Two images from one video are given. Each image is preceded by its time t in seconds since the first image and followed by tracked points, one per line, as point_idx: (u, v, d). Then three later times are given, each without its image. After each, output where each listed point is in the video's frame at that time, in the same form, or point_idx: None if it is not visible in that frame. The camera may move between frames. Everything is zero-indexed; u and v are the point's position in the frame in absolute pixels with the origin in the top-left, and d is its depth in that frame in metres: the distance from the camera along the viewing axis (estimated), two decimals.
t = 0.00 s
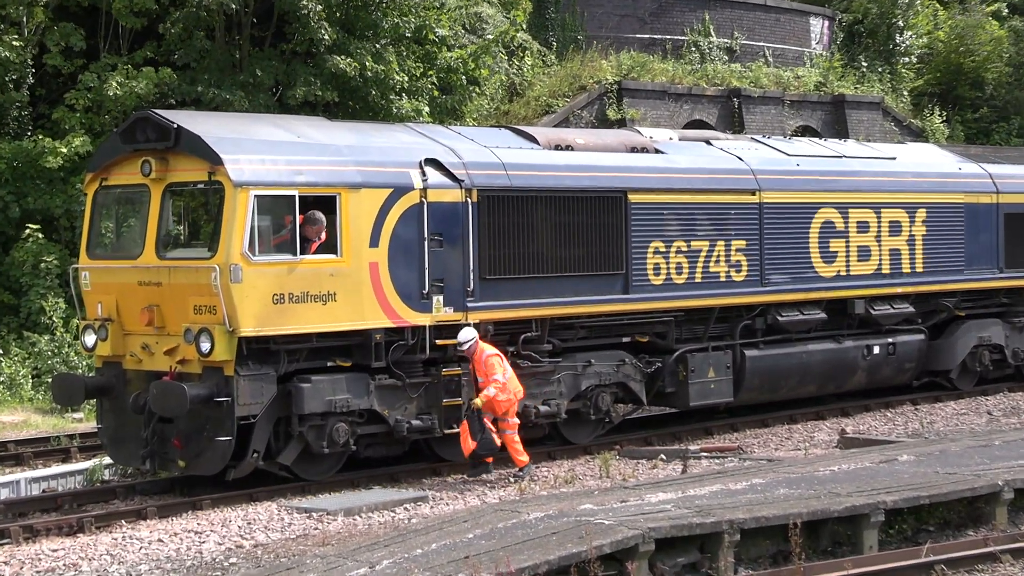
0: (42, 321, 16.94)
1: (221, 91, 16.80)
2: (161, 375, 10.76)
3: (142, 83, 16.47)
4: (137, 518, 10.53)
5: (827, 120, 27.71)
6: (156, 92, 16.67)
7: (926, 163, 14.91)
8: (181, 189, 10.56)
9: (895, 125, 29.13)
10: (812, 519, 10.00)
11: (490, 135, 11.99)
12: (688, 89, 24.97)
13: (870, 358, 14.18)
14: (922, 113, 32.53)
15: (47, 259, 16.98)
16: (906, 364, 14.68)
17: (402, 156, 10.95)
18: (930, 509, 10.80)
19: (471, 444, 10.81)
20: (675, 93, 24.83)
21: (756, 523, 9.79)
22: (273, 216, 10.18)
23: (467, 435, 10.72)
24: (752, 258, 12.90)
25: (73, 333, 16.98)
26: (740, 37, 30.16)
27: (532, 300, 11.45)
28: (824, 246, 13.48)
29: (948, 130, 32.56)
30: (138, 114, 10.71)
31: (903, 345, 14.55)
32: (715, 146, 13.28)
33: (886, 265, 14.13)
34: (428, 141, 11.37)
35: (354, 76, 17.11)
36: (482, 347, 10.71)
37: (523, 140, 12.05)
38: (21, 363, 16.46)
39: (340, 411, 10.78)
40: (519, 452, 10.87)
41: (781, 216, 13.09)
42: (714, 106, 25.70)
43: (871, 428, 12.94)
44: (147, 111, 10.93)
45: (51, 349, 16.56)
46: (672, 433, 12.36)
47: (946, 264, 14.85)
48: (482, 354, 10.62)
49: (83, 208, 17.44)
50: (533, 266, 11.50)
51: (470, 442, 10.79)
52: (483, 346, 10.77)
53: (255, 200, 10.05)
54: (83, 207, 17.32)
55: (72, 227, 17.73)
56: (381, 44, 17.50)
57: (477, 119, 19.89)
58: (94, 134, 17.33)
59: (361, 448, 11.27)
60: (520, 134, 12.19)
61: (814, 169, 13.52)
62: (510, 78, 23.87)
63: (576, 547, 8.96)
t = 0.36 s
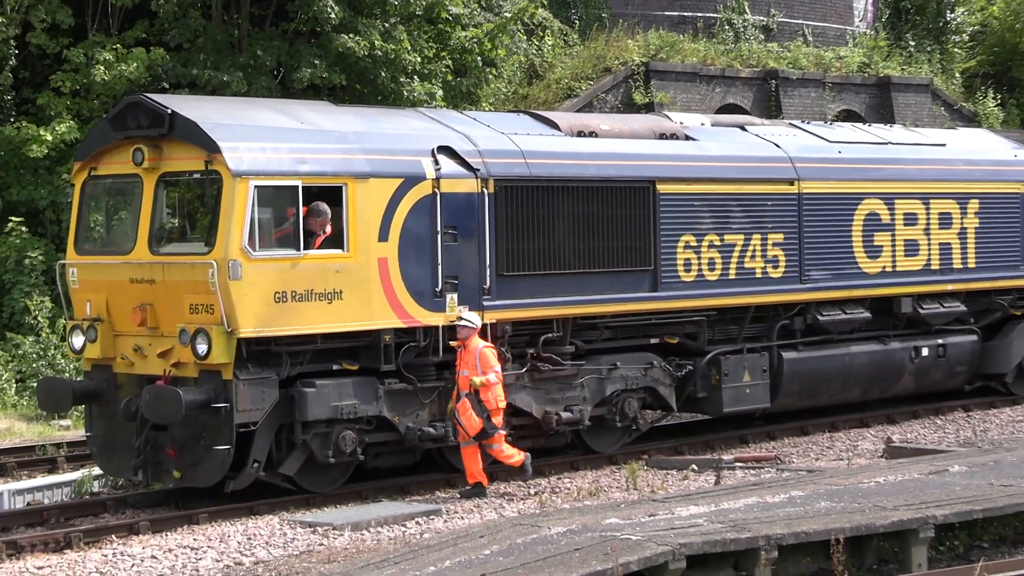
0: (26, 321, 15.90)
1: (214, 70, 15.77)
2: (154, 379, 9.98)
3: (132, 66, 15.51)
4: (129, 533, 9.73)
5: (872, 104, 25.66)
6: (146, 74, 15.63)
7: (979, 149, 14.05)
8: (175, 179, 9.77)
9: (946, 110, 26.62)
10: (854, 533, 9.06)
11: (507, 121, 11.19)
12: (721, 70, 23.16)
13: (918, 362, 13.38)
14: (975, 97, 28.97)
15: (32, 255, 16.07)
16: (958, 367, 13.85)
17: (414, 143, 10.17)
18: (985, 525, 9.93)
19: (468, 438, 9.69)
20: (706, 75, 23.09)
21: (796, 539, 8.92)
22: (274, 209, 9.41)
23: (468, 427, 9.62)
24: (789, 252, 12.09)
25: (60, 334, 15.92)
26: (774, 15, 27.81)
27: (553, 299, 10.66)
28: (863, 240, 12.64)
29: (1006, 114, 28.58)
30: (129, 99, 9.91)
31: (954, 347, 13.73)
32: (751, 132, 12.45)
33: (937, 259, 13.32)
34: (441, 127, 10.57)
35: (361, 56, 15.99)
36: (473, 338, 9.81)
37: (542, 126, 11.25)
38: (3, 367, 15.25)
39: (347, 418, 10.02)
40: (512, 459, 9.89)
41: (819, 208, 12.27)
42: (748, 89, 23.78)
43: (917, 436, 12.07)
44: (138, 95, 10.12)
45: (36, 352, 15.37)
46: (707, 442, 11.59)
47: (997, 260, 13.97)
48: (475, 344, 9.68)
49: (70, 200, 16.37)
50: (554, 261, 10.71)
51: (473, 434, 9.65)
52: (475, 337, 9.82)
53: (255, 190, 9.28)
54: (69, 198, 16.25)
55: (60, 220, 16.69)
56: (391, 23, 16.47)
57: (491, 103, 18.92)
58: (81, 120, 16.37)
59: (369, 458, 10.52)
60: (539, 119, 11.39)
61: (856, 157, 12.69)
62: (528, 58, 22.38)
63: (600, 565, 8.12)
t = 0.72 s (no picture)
0: (25, 322, 15.38)
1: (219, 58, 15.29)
2: (159, 382, 9.52)
3: (135, 56, 15.05)
4: (133, 542, 9.25)
5: (915, 88, 25.08)
6: (145, 63, 15.09)
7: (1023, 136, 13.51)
8: (181, 172, 9.29)
9: (991, 96, 26.09)
10: (894, 541, 8.44)
11: (528, 110, 10.69)
12: (754, 56, 22.53)
13: (960, 362, 12.87)
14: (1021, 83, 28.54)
15: (29, 254, 15.57)
16: (1003, 367, 13.32)
17: (431, 134, 9.68)
18: None
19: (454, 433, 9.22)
20: (737, 61, 22.49)
21: (833, 547, 8.29)
22: (283, 203, 8.92)
23: (458, 423, 9.14)
24: (825, 246, 11.58)
25: (60, 337, 15.38)
26: None
27: (577, 296, 10.17)
28: (900, 233, 12.14)
29: None
30: (131, 88, 9.41)
31: (997, 346, 13.20)
32: (785, 120, 11.95)
33: (981, 254, 12.82)
34: (459, 117, 10.08)
35: (375, 43, 15.43)
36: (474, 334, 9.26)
37: (565, 115, 10.75)
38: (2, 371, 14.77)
39: (361, 422, 9.57)
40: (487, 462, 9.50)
41: (856, 199, 11.77)
42: (782, 73, 23.26)
43: (958, 438, 11.52)
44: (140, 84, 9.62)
45: (35, 354, 14.86)
46: (739, 447, 11.13)
47: None
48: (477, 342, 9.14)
49: (70, 194, 15.80)
50: (577, 257, 10.22)
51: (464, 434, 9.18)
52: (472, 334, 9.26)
53: (264, 184, 8.80)
54: (68, 193, 15.73)
55: (60, 216, 16.13)
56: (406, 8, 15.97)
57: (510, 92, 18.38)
58: (81, 111, 15.86)
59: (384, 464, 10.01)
60: (560, 107, 10.89)
61: (897, 147, 12.19)
62: (550, 43, 21.84)
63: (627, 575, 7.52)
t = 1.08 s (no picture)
0: (41, 321, 15.39)
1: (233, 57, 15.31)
2: (175, 381, 9.52)
3: (150, 54, 15.07)
4: (148, 541, 9.24)
5: (930, 85, 25.04)
6: (160, 62, 15.08)
7: None
8: (196, 170, 9.29)
9: (1006, 93, 26.03)
10: (912, 540, 8.40)
11: (543, 108, 10.68)
12: (769, 53, 22.53)
13: (976, 359, 12.86)
14: None
15: (46, 252, 15.50)
16: (1019, 365, 13.31)
17: (446, 132, 9.68)
18: None
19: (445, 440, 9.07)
20: (752, 59, 22.50)
21: (849, 546, 8.24)
22: (298, 201, 8.92)
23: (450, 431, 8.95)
24: (841, 244, 11.57)
25: (76, 335, 15.40)
26: None
27: (592, 294, 10.17)
28: (915, 231, 12.13)
29: None
30: (147, 87, 9.42)
31: (1013, 343, 13.18)
32: (801, 118, 11.95)
33: (997, 251, 12.80)
34: (474, 115, 10.08)
35: (388, 42, 15.41)
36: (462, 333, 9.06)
37: (581, 113, 10.75)
38: (18, 370, 14.83)
39: (377, 421, 9.58)
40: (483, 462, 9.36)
41: (872, 197, 11.75)
42: (797, 71, 23.25)
43: (974, 437, 11.47)
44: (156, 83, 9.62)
45: (51, 353, 14.87)
46: (754, 446, 11.15)
47: None
48: (466, 341, 8.95)
49: (85, 193, 15.79)
50: (593, 256, 10.22)
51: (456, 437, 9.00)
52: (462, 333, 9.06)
53: (279, 182, 8.80)
54: (83, 192, 15.72)
55: (74, 216, 16.13)
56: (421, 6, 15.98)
57: (525, 89, 18.41)
58: (95, 109, 15.87)
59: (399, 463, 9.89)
60: (576, 105, 10.88)
61: (912, 144, 12.18)
62: (564, 42, 21.84)
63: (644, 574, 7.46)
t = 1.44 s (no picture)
0: (55, 319, 15.41)
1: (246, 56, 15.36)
2: (188, 379, 9.53)
3: (162, 52, 15.09)
4: (161, 539, 9.24)
5: (943, 86, 25.02)
6: (174, 62, 15.09)
7: None
8: (210, 169, 9.29)
9: (1020, 93, 25.98)
10: (924, 541, 8.35)
11: (557, 108, 10.68)
12: (782, 54, 22.52)
13: (989, 361, 12.85)
14: None
15: (59, 251, 15.52)
16: None
17: (460, 132, 9.69)
18: None
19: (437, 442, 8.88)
20: (766, 59, 22.51)
21: (862, 547, 8.20)
22: (311, 200, 8.93)
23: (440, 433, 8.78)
24: (854, 245, 11.55)
25: (89, 333, 15.41)
26: None
27: (604, 294, 10.17)
28: (929, 232, 12.11)
29: None
30: (161, 86, 9.42)
31: None
32: (815, 118, 11.95)
33: (1010, 252, 12.79)
34: (487, 115, 10.08)
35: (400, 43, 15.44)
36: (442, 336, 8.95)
37: (594, 112, 10.75)
38: (31, 367, 14.87)
39: (389, 421, 9.59)
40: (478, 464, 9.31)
41: (885, 197, 11.75)
42: (811, 71, 23.25)
43: (987, 438, 11.45)
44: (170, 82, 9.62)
45: (64, 352, 15.02)
46: (767, 446, 11.15)
47: None
48: (447, 342, 8.82)
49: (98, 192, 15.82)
50: (605, 255, 10.21)
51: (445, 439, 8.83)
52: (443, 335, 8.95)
53: (292, 181, 8.81)
54: (96, 191, 15.74)
55: (86, 214, 16.16)
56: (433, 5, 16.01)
57: (538, 87, 18.45)
58: (108, 108, 15.91)
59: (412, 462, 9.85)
60: (589, 105, 10.89)
61: (926, 144, 12.17)
62: (577, 42, 21.86)
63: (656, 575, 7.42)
